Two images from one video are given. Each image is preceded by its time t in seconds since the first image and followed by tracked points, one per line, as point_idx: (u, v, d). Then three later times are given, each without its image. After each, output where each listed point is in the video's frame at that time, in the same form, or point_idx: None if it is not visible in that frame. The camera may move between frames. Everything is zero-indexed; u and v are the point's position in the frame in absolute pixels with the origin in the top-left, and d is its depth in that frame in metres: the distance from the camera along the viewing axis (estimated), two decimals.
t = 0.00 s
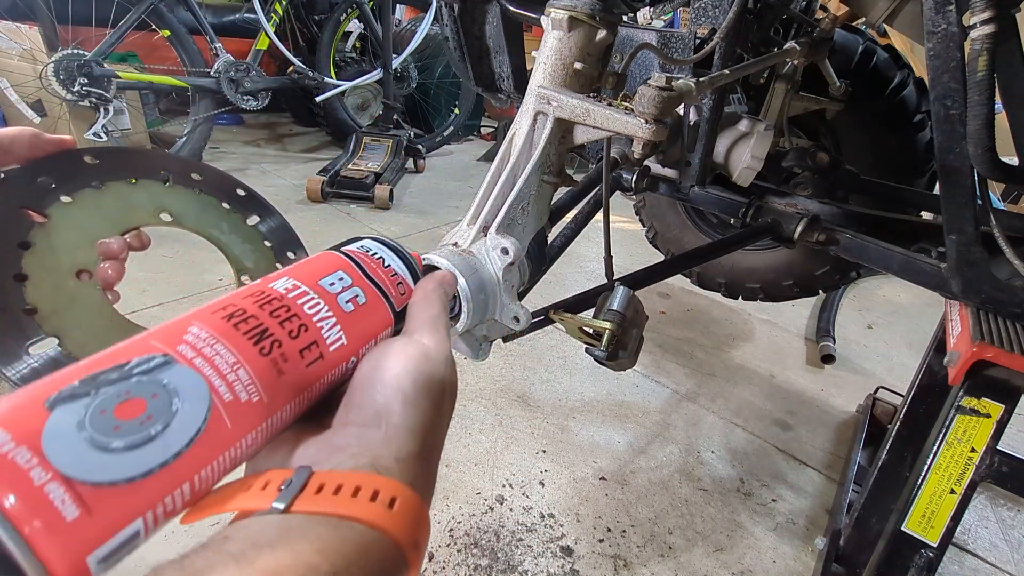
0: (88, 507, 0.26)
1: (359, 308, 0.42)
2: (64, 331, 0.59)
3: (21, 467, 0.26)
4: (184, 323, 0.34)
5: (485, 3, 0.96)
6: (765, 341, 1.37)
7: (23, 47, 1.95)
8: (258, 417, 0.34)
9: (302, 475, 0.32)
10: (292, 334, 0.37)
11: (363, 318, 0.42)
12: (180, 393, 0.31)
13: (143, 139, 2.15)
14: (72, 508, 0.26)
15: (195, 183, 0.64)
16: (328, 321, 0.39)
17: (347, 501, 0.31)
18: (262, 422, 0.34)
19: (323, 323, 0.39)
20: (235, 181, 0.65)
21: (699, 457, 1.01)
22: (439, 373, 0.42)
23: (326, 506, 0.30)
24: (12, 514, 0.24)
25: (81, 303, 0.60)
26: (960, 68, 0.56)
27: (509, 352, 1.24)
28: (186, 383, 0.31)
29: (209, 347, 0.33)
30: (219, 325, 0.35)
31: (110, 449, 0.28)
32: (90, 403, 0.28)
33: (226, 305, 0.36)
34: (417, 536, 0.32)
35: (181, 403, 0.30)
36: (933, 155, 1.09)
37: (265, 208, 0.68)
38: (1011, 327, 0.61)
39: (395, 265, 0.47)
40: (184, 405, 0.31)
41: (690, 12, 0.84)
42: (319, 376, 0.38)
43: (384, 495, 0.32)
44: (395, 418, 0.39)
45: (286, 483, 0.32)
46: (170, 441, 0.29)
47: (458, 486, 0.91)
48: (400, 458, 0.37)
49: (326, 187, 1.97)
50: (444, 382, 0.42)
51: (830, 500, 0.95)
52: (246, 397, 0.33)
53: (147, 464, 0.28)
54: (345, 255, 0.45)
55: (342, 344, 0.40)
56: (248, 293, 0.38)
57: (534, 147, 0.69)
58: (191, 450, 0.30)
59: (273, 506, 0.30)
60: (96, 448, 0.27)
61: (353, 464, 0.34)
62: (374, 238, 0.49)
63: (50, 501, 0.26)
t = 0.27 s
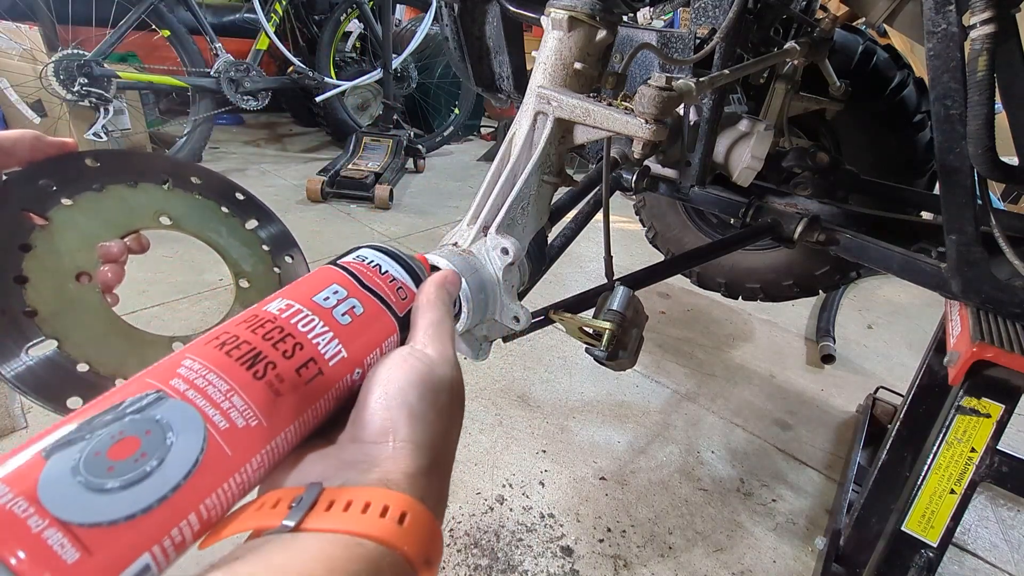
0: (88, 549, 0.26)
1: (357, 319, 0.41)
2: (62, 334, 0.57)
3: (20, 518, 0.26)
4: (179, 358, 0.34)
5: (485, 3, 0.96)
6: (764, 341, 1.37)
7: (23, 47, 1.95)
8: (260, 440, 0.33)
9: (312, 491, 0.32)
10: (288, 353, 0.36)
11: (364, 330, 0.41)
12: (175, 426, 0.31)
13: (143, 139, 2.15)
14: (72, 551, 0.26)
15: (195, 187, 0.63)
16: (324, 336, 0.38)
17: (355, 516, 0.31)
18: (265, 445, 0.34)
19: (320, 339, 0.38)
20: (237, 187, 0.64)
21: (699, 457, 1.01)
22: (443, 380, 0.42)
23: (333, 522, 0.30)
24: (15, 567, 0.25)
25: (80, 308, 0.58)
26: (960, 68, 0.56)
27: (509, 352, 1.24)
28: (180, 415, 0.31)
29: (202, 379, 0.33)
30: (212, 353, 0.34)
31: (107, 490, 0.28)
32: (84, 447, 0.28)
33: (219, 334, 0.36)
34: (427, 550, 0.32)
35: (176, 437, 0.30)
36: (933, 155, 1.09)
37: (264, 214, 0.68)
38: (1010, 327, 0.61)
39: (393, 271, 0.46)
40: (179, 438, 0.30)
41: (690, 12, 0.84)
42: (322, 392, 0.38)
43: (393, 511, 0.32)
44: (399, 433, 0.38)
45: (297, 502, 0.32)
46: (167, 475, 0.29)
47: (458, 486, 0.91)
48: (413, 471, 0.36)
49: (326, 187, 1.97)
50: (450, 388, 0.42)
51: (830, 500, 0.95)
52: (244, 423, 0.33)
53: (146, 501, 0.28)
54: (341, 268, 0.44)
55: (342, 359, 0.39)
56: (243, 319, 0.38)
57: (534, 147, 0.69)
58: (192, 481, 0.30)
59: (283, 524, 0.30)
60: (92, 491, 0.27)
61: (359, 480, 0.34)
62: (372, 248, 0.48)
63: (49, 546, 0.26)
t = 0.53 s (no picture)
0: None
1: (370, 342, 0.41)
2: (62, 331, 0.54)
3: None
4: (193, 398, 0.34)
5: (485, 3, 0.96)
6: (764, 341, 1.37)
7: (23, 47, 1.95)
8: (277, 474, 0.34)
9: (336, 523, 0.32)
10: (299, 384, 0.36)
11: (377, 353, 0.41)
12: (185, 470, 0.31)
13: (143, 139, 2.16)
14: None
15: (195, 185, 0.64)
16: (336, 362, 0.38)
17: (377, 549, 0.30)
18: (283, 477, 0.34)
19: (332, 366, 0.38)
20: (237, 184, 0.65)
21: (699, 457, 1.01)
22: (463, 398, 0.41)
23: (353, 555, 0.30)
24: None
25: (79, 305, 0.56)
26: (960, 68, 0.56)
27: (509, 352, 1.24)
28: (193, 460, 0.31)
29: (213, 420, 0.33)
30: (223, 392, 0.34)
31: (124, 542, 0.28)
32: (101, 500, 0.29)
33: (231, 371, 0.36)
34: None
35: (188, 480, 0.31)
36: (933, 155, 1.09)
37: (264, 210, 0.69)
38: (1011, 327, 0.61)
39: (405, 290, 0.46)
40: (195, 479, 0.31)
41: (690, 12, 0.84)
42: (340, 418, 0.37)
43: (416, 540, 0.31)
44: (420, 459, 0.37)
45: (319, 533, 0.31)
46: (182, 521, 0.30)
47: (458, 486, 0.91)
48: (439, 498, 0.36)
49: (326, 187, 1.97)
50: (469, 408, 0.42)
51: (830, 500, 0.95)
52: (258, 460, 0.33)
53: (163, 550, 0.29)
54: (352, 293, 0.43)
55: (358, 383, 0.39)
56: (255, 353, 0.38)
57: (534, 147, 0.69)
58: (208, 524, 0.30)
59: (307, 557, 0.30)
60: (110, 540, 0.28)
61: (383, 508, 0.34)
62: (384, 268, 0.48)
63: None
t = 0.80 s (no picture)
0: None
1: (380, 357, 0.42)
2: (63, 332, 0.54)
3: None
4: (207, 419, 0.35)
5: (485, 3, 0.96)
6: (764, 341, 1.37)
7: (23, 47, 1.95)
8: (288, 493, 0.35)
9: (352, 543, 0.33)
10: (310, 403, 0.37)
11: (389, 368, 0.42)
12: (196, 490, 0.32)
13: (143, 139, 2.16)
14: None
15: (195, 185, 0.64)
16: (346, 378, 0.39)
17: (395, 568, 0.31)
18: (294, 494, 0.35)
19: (342, 383, 0.39)
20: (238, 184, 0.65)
21: (699, 457, 1.01)
22: (474, 414, 0.42)
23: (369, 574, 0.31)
24: None
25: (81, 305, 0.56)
26: (960, 68, 0.56)
27: (509, 352, 1.24)
28: (207, 482, 0.32)
29: (225, 441, 0.34)
30: (236, 412, 0.35)
31: (137, 563, 0.29)
32: (117, 523, 0.30)
33: (243, 390, 0.37)
34: None
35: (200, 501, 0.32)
36: (933, 155, 1.08)
37: (264, 210, 0.69)
38: (1011, 327, 0.61)
39: (415, 301, 0.46)
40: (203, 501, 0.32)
41: (690, 12, 0.84)
42: (351, 436, 0.38)
43: (433, 561, 0.32)
44: (433, 479, 0.38)
45: (336, 551, 0.32)
46: (195, 541, 0.31)
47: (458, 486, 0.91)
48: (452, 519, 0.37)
49: (326, 187, 1.97)
50: (483, 422, 0.43)
51: (830, 500, 0.95)
52: (269, 480, 0.34)
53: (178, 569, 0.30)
54: (364, 306, 0.44)
55: (368, 400, 0.40)
56: (267, 372, 0.39)
57: (534, 147, 0.69)
58: (222, 544, 0.31)
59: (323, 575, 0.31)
60: (122, 565, 0.29)
61: (397, 529, 0.35)
62: (396, 279, 0.48)
63: None
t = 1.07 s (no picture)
0: None
1: (398, 397, 0.43)
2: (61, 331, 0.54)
3: None
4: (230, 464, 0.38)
5: (485, 3, 0.96)
6: (764, 341, 1.37)
7: (23, 47, 1.95)
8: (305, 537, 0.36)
9: None
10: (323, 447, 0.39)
11: (406, 408, 0.43)
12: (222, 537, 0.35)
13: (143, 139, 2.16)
14: None
15: (194, 184, 0.64)
16: (361, 422, 0.40)
17: None
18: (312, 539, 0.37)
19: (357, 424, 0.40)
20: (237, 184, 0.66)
21: (699, 457, 1.01)
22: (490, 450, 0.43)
23: None
24: None
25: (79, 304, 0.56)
26: (960, 68, 0.56)
27: (509, 352, 1.24)
28: (225, 529, 0.35)
29: (243, 488, 0.36)
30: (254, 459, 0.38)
31: None
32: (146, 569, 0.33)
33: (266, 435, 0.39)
34: None
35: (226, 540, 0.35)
36: (933, 155, 1.09)
37: (263, 210, 0.69)
38: (1011, 327, 0.61)
39: (431, 340, 0.48)
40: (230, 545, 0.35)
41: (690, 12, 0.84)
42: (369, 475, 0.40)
43: None
44: (440, 517, 0.38)
45: None
46: None
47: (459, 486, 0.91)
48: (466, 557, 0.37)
49: (326, 187, 1.97)
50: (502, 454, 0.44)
51: (830, 500, 0.95)
52: (281, 526, 0.36)
53: None
54: (383, 348, 0.46)
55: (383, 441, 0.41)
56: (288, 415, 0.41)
57: (534, 147, 0.69)
58: None
59: None
60: None
61: (401, 573, 0.35)
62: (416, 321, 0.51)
63: None
